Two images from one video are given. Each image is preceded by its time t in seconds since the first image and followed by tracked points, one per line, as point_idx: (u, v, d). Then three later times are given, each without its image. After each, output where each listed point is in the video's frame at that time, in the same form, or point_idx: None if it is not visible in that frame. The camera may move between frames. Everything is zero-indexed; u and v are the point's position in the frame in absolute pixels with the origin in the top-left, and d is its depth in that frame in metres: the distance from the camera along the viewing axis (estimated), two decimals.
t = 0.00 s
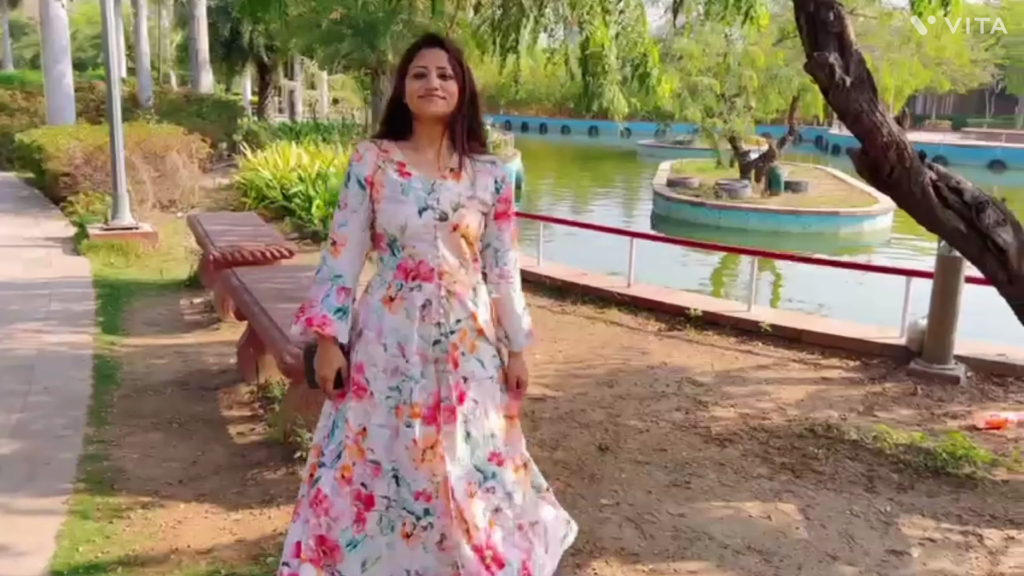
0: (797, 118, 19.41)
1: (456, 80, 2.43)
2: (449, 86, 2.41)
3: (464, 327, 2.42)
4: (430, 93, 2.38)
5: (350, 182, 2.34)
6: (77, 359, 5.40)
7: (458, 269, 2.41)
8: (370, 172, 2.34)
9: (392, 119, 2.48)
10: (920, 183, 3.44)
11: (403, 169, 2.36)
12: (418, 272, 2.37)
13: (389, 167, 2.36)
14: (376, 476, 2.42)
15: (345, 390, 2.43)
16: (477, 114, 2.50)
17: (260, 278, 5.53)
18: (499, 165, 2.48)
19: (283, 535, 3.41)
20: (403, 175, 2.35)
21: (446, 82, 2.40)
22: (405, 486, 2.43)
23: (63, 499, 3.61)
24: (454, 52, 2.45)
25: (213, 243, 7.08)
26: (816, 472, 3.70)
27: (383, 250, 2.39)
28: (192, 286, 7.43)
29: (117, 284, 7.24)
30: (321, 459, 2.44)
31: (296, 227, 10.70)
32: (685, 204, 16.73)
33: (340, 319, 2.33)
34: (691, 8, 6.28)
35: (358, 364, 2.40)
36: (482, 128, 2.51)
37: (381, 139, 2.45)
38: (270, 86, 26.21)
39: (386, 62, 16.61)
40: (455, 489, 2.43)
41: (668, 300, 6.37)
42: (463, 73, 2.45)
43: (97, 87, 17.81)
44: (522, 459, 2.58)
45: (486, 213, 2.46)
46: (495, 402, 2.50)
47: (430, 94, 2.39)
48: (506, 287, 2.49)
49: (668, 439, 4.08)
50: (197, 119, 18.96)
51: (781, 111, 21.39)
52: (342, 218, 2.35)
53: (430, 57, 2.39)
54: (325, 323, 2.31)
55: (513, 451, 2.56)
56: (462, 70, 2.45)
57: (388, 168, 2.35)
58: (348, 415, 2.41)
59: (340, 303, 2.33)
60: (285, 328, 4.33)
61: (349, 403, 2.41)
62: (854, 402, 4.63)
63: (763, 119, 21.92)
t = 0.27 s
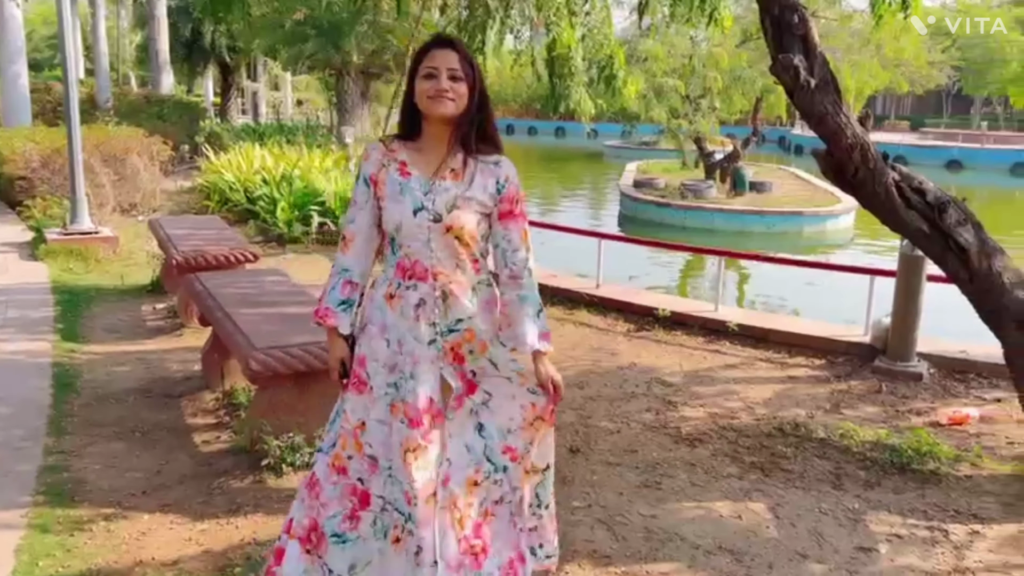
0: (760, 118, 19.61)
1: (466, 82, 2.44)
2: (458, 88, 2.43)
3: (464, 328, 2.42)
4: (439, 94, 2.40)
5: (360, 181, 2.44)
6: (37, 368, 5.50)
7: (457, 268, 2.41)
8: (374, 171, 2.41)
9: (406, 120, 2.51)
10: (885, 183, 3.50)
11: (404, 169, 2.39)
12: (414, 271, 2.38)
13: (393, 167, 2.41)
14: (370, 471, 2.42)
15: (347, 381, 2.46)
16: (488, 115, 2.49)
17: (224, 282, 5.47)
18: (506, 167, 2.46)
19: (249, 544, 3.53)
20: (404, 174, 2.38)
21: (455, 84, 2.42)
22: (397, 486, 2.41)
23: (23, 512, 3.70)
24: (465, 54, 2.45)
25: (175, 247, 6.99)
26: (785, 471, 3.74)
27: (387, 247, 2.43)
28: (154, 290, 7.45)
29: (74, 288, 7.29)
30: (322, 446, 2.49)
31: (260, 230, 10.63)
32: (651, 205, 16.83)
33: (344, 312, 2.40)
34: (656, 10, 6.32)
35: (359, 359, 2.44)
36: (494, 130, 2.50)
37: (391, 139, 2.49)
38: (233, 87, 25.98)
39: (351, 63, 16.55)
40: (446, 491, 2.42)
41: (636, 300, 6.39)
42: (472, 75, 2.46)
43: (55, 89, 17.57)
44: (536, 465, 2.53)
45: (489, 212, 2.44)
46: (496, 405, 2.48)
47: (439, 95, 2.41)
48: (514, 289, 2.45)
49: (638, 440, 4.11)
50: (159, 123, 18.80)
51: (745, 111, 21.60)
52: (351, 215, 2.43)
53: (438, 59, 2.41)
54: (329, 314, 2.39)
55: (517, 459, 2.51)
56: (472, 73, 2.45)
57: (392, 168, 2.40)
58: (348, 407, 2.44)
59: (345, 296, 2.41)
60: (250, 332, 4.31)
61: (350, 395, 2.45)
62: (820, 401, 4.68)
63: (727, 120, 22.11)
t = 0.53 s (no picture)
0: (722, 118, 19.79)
1: (471, 83, 2.44)
2: (462, 89, 2.44)
3: (452, 325, 2.45)
4: (444, 95, 2.42)
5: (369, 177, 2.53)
6: None
7: (442, 265, 2.42)
8: (377, 169, 2.49)
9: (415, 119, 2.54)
10: (850, 182, 3.54)
11: (400, 167, 2.44)
12: (404, 267, 2.44)
13: (392, 165, 2.46)
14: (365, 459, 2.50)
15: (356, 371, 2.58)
16: (492, 118, 2.48)
17: (186, 287, 5.40)
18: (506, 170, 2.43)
19: (215, 552, 3.50)
20: (403, 172, 2.43)
21: (460, 85, 2.43)
22: (389, 475, 2.49)
23: None
24: (473, 55, 2.46)
25: (135, 252, 6.86)
26: (755, 468, 3.77)
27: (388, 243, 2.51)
28: (115, 294, 7.65)
29: (30, 295, 7.32)
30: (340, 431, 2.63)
31: (223, 233, 10.53)
32: (615, 205, 16.90)
33: (355, 304, 2.54)
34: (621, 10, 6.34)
35: (363, 350, 2.54)
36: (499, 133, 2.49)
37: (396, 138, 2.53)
38: (192, 88, 25.67)
39: (312, 63, 16.42)
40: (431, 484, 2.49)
41: (604, 301, 6.42)
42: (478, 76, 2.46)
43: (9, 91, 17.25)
44: (529, 475, 2.49)
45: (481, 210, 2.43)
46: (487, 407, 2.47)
47: (444, 96, 2.42)
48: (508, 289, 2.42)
49: (609, 440, 4.13)
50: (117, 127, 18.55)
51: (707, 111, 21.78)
52: (362, 211, 2.55)
53: (444, 59, 2.42)
54: (341, 307, 2.53)
55: (506, 466, 2.48)
56: (477, 73, 2.45)
57: (391, 167, 2.46)
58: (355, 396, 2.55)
59: (357, 288, 2.55)
60: (214, 337, 4.26)
61: (355, 384, 2.55)
62: (786, 398, 4.73)
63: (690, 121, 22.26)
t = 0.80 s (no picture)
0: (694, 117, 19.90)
1: (468, 86, 2.52)
2: (461, 91, 2.50)
3: (411, 326, 2.52)
4: (441, 98, 2.49)
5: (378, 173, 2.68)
6: None
7: (425, 262, 2.50)
8: (383, 167, 2.61)
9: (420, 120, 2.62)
10: (823, 181, 3.56)
11: (399, 167, 2.56)
12: (394, 263, 2.58)
13: (393, 165, 2.58)
14: (368, 442, 2.70)
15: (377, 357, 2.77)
16: (487, 119, 2.55)
17: (159, 290, 5.34)
18: (494, 171, 2.46)
19: (192, 558, 3.47)
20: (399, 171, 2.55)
21: (457, 88, 2.50)
22: (388, 459, 2.67)
23: None
24: (472, 60, 2.53)
25: (104, 254, 6.77)
26: (733, 466, 3.79)
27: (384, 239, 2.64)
28: (82, 297, 7.85)
29: None
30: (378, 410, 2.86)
31: (194, 234, 10.44)
32: (589, 204, 16.97)
33: (366, 296, 2.71)
34: (594, 9, 6.35)
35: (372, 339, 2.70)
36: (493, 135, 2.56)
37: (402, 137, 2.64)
38: (160, 88, 25.41)
39: (283, 63, 16.31)
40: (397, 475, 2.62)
41: (582, 300, 6.43)
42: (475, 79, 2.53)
43: None
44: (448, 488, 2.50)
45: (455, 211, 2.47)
46: (415, 415, 2.51)
47: (442, 100, 2.49)
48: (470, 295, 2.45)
49: (587, 439, 4.14)
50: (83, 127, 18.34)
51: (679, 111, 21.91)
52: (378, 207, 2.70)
53: (444, 62, 2.49)
54: (353, 298, 2.72)
55: (434, 479, 2.51)
56: (473, 78, 2.53)
57: (393, 166, 2.57)
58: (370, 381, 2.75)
59: (366, 282, 2.71)
60: (188, 341, 4.21)
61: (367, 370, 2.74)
62: (762, 395, 4.77)
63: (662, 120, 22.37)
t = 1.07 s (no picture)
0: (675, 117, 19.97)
1: (466, 89, 2.56)
2: (458, 94, 2.54)
3: (391, 318, 2.57)
4: (438, 100, 2.52)
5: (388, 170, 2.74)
6: None
7: (414, 258, 2.54)
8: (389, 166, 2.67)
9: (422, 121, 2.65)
10: (806, 180, 3.59)
11: (399, 165, 2.60)
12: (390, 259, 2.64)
13: (395, 163, 2.62)
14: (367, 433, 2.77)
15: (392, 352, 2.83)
16: (484, 121, 2.58)
17: (140, 291, 5.29)
18: (483, 169, 2.45)
19: (177, 562, 3.45)
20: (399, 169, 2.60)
21: (454, 91, 2.53)
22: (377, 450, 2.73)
23: None
24: (469, 64, 2.57)
25: (83, 256, 6.71)
26: (718, 463, 3.81)
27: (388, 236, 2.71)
28: (60, 300, 7.99)
29: None
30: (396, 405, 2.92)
31: (174, 235, 10.36)
32: (572, 204, 17.01)
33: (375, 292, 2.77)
34: (577, 8, 6.35)
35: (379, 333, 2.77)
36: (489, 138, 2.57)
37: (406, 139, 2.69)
38: (137, 88, 25.19)
39: (263, 62, 16.22)
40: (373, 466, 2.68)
41: (566, 299, 6.43)
42: (472, 82, 2.58)
43: None
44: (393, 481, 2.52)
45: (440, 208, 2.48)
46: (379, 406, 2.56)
47: (440, 102, 2.52)
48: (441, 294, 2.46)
49: (573, 438, 4.15)
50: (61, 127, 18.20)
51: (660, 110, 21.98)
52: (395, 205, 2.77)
53: (443, 64, 2.53)
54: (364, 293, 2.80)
55: (381, 469, 2.53)
56: (470, 82, 2.57)
57: (395, 165, 2.62)
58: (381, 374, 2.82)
59: (375, 278, 2.78)
60: (171, 343, 4.18)
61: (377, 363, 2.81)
62: (747, 393, 4.79)
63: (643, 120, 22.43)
